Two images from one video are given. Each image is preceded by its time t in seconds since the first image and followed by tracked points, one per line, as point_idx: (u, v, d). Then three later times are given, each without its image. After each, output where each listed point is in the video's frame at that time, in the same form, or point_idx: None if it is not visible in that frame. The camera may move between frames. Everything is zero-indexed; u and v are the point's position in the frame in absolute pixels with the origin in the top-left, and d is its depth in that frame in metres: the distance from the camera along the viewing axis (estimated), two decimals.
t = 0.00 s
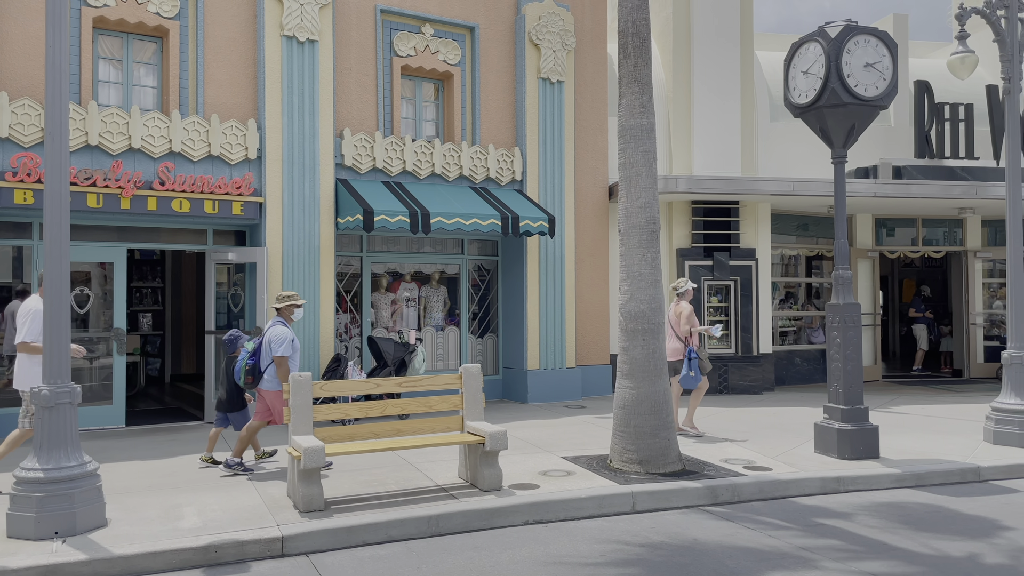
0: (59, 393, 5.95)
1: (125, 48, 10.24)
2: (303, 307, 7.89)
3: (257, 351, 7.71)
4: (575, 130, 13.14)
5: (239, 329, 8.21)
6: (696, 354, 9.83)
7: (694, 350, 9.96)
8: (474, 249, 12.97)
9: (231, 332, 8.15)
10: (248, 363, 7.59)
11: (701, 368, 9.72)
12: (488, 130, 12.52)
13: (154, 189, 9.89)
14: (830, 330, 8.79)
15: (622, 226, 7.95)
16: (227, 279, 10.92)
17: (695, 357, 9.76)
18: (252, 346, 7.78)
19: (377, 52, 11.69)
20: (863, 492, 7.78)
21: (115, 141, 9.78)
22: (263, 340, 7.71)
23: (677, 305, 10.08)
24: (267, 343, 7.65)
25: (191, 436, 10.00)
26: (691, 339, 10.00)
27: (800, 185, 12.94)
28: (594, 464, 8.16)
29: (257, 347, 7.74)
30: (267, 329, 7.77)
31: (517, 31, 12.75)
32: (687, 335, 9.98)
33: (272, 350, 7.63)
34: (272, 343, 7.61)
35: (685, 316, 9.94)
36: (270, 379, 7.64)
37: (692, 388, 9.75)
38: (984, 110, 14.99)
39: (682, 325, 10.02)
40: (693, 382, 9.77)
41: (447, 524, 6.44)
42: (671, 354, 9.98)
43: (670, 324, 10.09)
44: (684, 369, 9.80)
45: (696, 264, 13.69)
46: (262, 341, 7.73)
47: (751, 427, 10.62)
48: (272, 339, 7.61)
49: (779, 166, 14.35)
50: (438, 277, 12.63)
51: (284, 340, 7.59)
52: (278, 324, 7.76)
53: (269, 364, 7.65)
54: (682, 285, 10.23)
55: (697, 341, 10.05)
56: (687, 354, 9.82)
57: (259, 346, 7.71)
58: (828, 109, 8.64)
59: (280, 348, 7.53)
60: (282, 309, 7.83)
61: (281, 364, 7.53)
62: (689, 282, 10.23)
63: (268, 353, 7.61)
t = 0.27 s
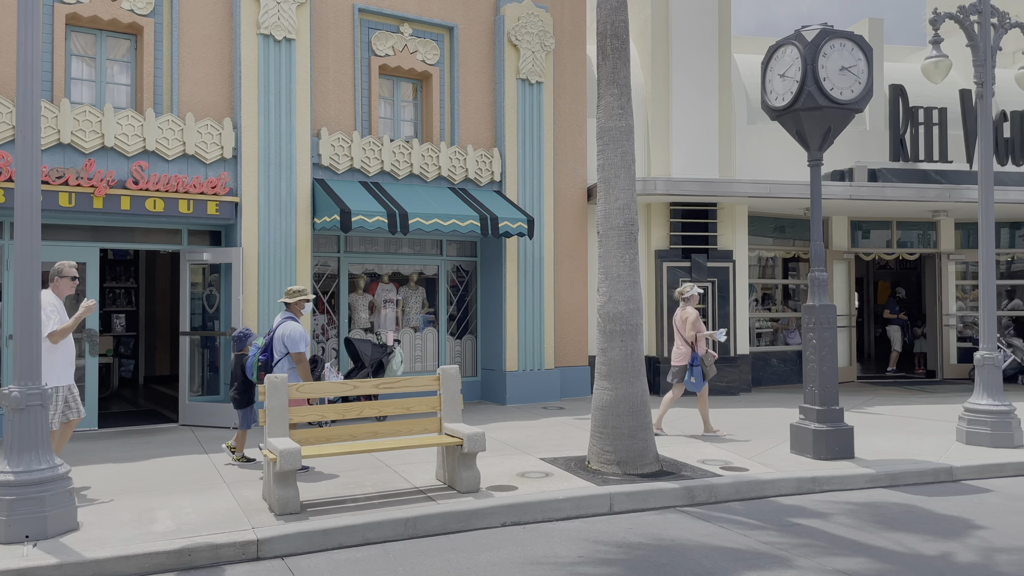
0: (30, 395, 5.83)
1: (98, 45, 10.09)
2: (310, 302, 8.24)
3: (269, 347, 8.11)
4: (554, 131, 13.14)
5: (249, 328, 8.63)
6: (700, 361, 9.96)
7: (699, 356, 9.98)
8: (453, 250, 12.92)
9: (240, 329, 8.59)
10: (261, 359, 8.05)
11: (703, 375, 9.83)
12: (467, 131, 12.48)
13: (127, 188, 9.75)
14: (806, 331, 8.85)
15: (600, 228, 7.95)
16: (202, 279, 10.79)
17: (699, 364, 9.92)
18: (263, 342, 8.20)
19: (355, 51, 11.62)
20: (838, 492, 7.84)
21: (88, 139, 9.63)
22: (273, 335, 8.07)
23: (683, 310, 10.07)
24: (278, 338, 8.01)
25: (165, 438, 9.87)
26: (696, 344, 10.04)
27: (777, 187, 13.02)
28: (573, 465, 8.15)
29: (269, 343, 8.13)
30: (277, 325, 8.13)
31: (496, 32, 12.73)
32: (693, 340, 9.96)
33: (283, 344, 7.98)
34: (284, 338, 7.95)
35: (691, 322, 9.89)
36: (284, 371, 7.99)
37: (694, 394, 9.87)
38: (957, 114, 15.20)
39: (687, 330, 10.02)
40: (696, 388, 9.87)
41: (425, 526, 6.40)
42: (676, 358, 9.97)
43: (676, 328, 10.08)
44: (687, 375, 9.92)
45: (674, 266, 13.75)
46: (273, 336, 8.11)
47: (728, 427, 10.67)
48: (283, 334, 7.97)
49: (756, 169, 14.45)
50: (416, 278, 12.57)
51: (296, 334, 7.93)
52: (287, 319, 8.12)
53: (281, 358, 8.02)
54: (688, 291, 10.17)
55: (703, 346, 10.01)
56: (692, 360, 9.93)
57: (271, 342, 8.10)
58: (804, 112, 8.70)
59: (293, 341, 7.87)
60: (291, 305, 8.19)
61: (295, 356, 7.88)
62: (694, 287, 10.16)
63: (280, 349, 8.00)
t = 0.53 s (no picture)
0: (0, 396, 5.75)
1: (71, 42, 9.96)
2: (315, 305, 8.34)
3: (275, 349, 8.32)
4: (533, 131, 13.16)
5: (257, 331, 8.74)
6: (703, 357, 9.97)
7: (702, 352, 10.00)
8: (430, 250, 12.90)
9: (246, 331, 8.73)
10: (266, 361, 8.31)
11: (704, 370, 9.87)
12: (445, 130, 12.46)
13: (100, 186, 9.63)
14: (780, 331, 8.94)
15: (578, 228, 7.98)
16: (177, 279, 10.68)
17: (699, 359, 9.94)
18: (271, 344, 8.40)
19: (332, 50, 11.56)
20: (811, 490, 7.93)
21: (60, 137, 9.50)
22: (279, 338, 8.24)
23: (689, 308, 10.16)
24: (285, 340, 8.18)
25: (138, 439, 9.76)
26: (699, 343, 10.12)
27: (752, 189, 13.13)
28: (550, 465, 8.17)
29: (275, 345, 8.32)
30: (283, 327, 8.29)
31: (473, 32, 12.73)
32: (696, 337, 10.01)
33: (288, 347, 8.14)
34: (290, 341, 8.12)
35: (694, 320, 10.04)
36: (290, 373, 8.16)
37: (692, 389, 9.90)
38: (929, 118, 15.42)
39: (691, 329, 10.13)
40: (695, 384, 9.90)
41: (401, 527, 6.39)
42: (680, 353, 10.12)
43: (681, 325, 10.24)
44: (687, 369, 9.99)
45: (650, 267, 13.81)
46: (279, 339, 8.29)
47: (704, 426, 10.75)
48: (288, 337, 8.13)
49: (732, 170, 14.57)
50: (394, 278, 12.54)
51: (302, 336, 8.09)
52: (293, 322, 8.26)
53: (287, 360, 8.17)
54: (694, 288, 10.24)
55: (707, 344, 10.02)
56: (693, 354, 9.99)
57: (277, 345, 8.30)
58: (779, 114, 8.79)
59: (298, 344, 8.03)
60: (297, 307, 8.32)
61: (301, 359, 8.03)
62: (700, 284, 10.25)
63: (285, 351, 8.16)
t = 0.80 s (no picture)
0: None
1: (41, 37, 9.79)
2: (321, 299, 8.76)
3: (284, 343, 8.60)
4: (510, 131, 13.15)
5: (261, 327, 9.30)
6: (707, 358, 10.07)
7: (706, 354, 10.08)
8: (407, 249, 12.84)
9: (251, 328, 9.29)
10: (277, 354, 8.58)
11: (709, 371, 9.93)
12: (422, 129, 12.41)
13: (71, 184, 9.47)
14: (755, 331, 9.00)
15: (555, 228, 7.98)
16: (149, 277, 10.54)
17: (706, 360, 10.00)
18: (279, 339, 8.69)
19: (308, 47, 11.47)
20: (785, 488, 7.99)
21: (30, 133, 9.33)
22: (288, 332, 8.55)
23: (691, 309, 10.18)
24: (293, 333, 8.50)
25: (109, 440, 9.61)
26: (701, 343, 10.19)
27: (728, 189, 13.22)
28: (527, 465, 8.16)
29: (284, 339, 8.63)
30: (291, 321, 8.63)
31: (451, 30, 12.70)
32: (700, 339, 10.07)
33: (297, 339, 8.47)
34: (299, 332, 8.46)
35: (698, 322, 10.06)
36: (298, 365, 8.46)
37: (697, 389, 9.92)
38: (901, 120, 15.59)
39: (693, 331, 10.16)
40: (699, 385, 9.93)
41: (377, 528, 6.34)
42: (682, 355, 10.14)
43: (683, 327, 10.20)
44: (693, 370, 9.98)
45: (627, 267, 13.85)
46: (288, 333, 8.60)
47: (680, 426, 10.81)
48: (297, 329, 8.46)
49: (708, 171, 14.65)
50: (370, 277, 12.47)
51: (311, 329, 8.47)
52: (300, 315, 8.62)
53: (297, 353, 8.49)
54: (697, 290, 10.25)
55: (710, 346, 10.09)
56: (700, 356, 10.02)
57: (286, 339, 8.59)
58: (754, 115, 8.85)
59: (306, 336, 8.39)
60: (302, 302, 8.69)
61: (308, 349, 8.40)
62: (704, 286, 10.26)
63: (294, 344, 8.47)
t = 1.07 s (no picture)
0: None
1: (12, 32, 9.63)
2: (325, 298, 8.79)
3: (288, 341, 8.68)
4: (488, 130, 13.13)
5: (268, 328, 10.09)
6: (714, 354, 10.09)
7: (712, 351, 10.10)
8: (385, 249, 12.78)
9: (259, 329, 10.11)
10: (281, 352, 8.68)
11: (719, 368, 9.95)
12: (400, 128, 12.37)
13: (43, 181, 9.32)
14: (731, 330, 9.05)
15: (533, 228, 7.97)
16: (123, 276, 10.40)
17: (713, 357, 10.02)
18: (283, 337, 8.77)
19: (284, 45, 11.37)
20: (761, 486, 8.05)
21: None
22: (292, 330, 8.63)
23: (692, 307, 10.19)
24: (297, 333, 8.61)
25: (82, 441, 9.47)
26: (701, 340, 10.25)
27: (704, 190, 13.30)
28: (504, 464, 8.15)
29: (288, 337, 8.69)
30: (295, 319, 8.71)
31: (429, 29, 12.66)
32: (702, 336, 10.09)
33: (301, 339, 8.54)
34: (303, 332, 8.55)
35: (698, 320, 10.06)
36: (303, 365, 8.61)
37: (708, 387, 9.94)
38: (875, 121, 15.76)
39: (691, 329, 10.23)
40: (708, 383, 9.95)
41: (354, 528, 6.30)
42: (686, 354, 10.15)
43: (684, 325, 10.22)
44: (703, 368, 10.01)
45: (605, 266, 13.89)
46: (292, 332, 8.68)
47: (658, 424, 10.86)
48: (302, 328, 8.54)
49: (685, 172, 14.73)
50: (347, 276, 12.40)
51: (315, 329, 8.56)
52: (304, 314, 8.69)
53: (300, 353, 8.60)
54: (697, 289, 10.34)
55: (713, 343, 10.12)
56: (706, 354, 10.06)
57: (290, 337, 8.66)
58: (731, 116, 8.91)
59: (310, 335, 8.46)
60: (308, 301, 8.73)
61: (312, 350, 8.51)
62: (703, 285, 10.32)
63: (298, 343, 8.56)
